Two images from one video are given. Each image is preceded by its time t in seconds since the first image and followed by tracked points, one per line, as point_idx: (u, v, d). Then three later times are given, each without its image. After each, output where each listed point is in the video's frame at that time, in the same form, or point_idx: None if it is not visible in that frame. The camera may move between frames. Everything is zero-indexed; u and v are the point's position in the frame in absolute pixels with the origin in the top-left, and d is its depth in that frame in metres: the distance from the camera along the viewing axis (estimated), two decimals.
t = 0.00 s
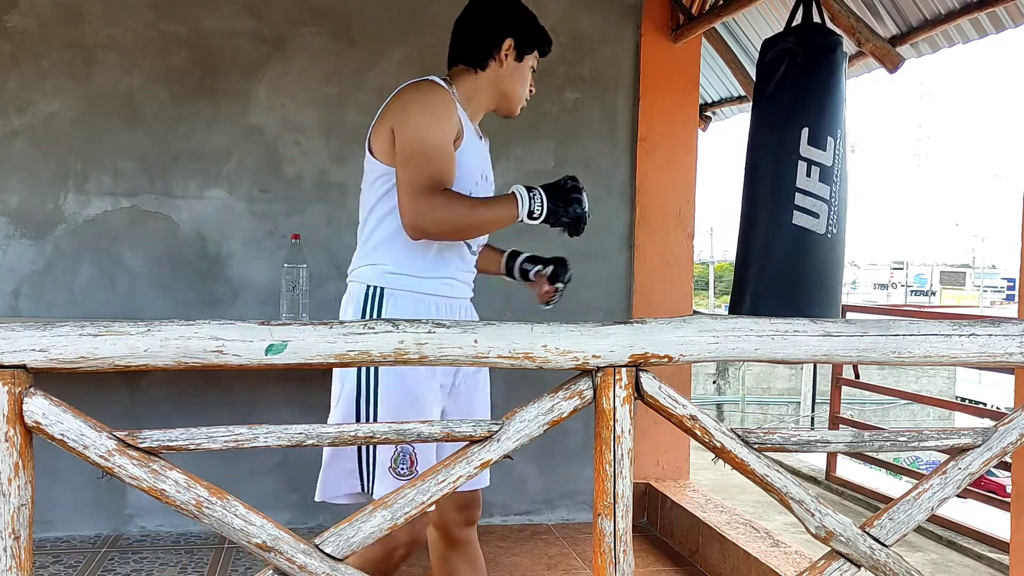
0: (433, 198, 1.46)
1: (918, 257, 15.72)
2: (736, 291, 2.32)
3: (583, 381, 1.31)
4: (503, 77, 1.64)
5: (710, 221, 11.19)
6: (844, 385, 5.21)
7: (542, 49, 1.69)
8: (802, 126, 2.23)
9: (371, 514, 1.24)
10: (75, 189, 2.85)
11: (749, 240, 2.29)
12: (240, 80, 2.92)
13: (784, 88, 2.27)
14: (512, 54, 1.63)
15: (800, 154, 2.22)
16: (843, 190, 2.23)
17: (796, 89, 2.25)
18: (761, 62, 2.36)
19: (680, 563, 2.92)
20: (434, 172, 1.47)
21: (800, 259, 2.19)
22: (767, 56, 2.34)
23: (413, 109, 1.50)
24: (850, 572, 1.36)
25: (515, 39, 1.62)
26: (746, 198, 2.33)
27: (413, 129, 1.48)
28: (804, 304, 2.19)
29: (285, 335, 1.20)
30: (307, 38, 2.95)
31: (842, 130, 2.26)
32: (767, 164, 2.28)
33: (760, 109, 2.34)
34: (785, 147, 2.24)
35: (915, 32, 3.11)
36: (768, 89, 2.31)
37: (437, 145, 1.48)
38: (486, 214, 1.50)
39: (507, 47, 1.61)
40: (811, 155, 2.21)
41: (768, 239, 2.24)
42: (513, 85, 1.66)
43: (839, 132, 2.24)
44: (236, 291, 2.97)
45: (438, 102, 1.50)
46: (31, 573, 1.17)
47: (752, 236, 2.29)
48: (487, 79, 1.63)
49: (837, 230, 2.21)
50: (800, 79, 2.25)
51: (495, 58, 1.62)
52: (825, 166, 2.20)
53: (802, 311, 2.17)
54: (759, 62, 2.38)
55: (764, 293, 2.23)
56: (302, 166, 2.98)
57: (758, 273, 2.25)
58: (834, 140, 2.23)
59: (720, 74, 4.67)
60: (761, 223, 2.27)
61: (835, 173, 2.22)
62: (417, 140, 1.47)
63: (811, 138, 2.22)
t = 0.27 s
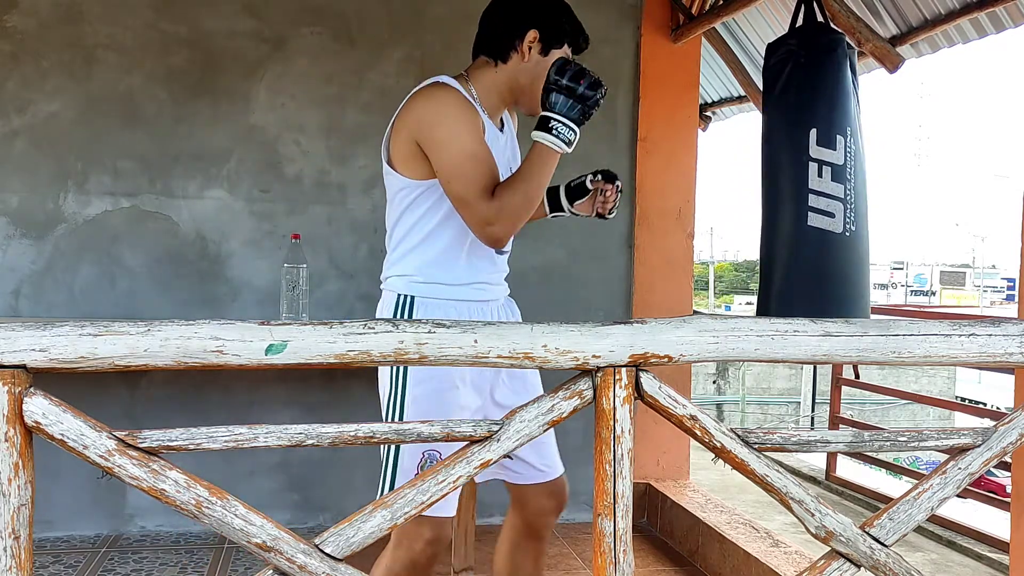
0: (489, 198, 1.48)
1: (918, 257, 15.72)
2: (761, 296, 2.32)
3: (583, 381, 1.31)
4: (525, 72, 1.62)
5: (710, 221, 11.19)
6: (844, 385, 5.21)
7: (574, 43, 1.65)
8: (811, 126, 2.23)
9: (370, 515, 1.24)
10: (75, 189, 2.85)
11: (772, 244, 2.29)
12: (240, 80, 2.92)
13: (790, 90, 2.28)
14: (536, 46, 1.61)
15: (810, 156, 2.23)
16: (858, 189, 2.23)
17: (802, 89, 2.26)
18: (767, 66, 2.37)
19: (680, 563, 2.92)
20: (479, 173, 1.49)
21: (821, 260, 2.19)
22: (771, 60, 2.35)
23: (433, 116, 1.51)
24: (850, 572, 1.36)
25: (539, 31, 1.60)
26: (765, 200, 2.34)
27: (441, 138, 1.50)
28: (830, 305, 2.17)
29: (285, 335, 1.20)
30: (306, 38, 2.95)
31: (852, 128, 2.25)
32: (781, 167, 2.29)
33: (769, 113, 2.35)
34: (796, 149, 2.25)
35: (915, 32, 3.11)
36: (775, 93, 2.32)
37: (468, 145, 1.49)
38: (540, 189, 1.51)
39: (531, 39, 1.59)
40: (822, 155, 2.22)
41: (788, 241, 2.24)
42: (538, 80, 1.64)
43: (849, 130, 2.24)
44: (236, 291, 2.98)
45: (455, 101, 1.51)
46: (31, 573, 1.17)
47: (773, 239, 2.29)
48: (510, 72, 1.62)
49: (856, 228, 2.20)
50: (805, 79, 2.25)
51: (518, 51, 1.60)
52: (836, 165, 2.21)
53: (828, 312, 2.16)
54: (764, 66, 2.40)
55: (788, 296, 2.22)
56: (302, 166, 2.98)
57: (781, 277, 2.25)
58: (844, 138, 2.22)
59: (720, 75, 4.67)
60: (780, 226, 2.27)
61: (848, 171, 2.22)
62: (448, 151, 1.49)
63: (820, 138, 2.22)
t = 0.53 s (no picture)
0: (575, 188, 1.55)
1: (918, 257, 15.72)
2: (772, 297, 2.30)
3: (583, 381, 1.31)
4: (572, 92, 1.67)
5: (710, 221, 11.19)
6: (844, 385, 5.21)
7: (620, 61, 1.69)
8: (814, 125, 2.23)
9: (370, 515, 1.24)
10: (75, 189, 2.85)
11: (782, 244, 2.29)
12: (240, 80, 2.92)
13: (791, 90, 2.28)
14: (586, 67, 1.65)
15: (813, 154, 2.22)
16: (863, 186, 2.22)
17: (803, 88, 2.26)
18: (768, 68, 2.38)
19: (680, 563, 2.92)
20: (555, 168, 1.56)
21: (829, 258, 2.17)
22: (773, 61, 2.36)
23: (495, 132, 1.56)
24: (850, 572, 1.36)
25: (588, 52, 1.64)
26: (774, 200, 2.33)
27: (511, 146, 1.55)
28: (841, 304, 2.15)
29: (285, 335, 1.20)
30: (306, 38, 2.95)
31: (856, 126, 2.25)
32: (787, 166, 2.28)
33: (772, 113, 2.35)
34: (800, 147, 2.25)
35: (915, 32, 3.11)
36: (777, 94, 2.33)
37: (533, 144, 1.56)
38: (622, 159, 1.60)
39: (580, 61, 1.64)
40: (825, 153, 2.21)
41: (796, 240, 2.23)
42: (587, 101, 1.68)
43: (852, 127, 2.23)
44: (236, 291, 2.98)
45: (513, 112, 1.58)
46: (31, 573, 1.17)
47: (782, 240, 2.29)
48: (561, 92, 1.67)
49: (862, 225, 2.19)
50: (807, 78, 2.26)
51: (568, 73, 1.65)
52: (840, 162, 2.20)
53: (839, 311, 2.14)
54: (766, 67, 2.40)
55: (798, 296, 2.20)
56: (302, 166, 2.98)
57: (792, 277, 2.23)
58: (848, 136, 2.22)
59: (721, 74, 4.67)
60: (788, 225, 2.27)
61: (852, 168, 2.20)
62: (523, 153, 1.54)
63: (823, 136, 2.22)
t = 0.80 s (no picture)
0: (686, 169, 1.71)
1: (918, 257, 15.72)
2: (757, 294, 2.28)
3: (583, 381, 1.31)
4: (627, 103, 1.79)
5: (710, 221, 11.20)
6: (843, 385, 5.21)
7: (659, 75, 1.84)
8: (809, 122, 2.22)
9: (370, 515, 1.24)
10: (75, 189, 2.85)
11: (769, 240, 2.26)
12: (240, 80, 2.92)
13: (788, 87, 2.27)
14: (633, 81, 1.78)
15: (807, 151, 2.21)
16: (855, 185, 2.21)
17: (800, 85, 2.25)
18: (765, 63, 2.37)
19: (680, 563, 2.93)
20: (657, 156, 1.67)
21: (818, 256, 2.16)
22: (771, 57, 2.34)
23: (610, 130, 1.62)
24: (850, 572, 1.36)
25: (636, 67, 1.78)
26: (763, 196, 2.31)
27: (629, 140, 1.62)
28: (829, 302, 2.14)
29: (286, 335, 1.20)
30: (306, 38, 2.95)
31: (852, 125, 2.25)
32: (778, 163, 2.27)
33: (767, 109, 2.34)
34: (794, 144, 2.24)
35: (915, 32, 3.11)
36: (773, 89, 2.31)
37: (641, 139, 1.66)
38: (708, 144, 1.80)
39: (631, 75, 1.77)
40: (819, 150, 2.20)
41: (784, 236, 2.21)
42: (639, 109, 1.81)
43: (847, 126, 2.23)
44: (236, 291, 2.98)
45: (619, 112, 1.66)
46: (30, 573, 1.17)
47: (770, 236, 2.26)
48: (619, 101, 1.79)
49: (853, 225, 2.19)
50: (803, 76, 2.25)
51: (620, 85, 1.78)
52: (834, 161, 2.19)
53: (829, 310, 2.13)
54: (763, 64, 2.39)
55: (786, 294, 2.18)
56: (302, 166, 2.98)
57: (779, 274, 2.21)
58: (842, 135, 2.22)
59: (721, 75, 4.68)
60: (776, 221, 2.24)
61: (845, 167, 2.20)
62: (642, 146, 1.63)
63: (817, 133, 2.21)
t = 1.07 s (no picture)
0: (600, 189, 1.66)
1: (918, 257, 15.72)
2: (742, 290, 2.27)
3: (583, 381, 1.31)
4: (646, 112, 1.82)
5: (710, 221, 11.19)
6: (843, 385, 5.21)
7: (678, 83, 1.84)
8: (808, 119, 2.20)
9: (370, 515, 1.24)
10: (75, 190, 2.85)
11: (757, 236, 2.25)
12: (240, 81, 2.92)
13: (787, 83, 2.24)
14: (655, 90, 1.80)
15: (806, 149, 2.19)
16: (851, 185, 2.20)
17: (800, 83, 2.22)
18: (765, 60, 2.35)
19: (680, 563, 2.93)
20: (590, 174, 1.69)
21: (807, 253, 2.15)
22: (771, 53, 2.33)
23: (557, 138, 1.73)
24: (851, 572, 1.36)
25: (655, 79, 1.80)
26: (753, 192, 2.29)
27: (574, 156, 1.70)
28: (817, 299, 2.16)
29: (286, 335, 1.20)
30: (306, 38, 2.95)
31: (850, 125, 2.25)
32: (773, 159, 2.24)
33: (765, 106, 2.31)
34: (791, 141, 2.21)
35: (916, 32, 3.11)
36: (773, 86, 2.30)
37: (587, 154, 1.70)
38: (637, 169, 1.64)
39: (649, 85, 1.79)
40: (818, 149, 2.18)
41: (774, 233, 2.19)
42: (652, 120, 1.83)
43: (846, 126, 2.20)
44: (236, 291, 2.98)
45: (585, 122, 1.72)
46: (31, 573, 1.17)
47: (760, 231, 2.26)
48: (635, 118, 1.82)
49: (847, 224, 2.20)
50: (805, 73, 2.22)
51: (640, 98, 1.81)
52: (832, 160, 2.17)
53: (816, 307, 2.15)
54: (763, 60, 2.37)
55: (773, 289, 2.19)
56: (302, 166, 2.98)
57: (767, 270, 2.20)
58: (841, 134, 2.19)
59: (720, 75, 4.68)
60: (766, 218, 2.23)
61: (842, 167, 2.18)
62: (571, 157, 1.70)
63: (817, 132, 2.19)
